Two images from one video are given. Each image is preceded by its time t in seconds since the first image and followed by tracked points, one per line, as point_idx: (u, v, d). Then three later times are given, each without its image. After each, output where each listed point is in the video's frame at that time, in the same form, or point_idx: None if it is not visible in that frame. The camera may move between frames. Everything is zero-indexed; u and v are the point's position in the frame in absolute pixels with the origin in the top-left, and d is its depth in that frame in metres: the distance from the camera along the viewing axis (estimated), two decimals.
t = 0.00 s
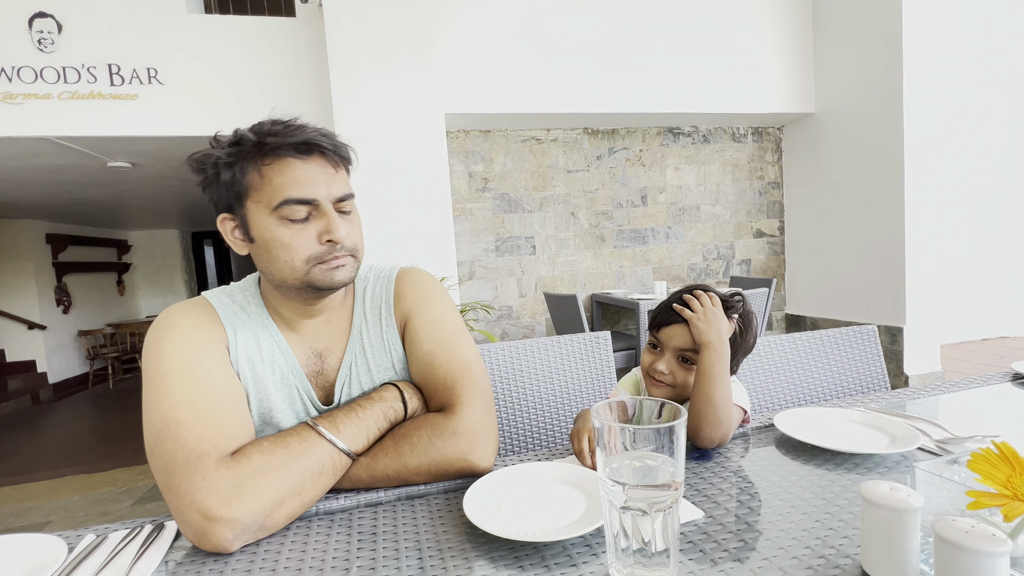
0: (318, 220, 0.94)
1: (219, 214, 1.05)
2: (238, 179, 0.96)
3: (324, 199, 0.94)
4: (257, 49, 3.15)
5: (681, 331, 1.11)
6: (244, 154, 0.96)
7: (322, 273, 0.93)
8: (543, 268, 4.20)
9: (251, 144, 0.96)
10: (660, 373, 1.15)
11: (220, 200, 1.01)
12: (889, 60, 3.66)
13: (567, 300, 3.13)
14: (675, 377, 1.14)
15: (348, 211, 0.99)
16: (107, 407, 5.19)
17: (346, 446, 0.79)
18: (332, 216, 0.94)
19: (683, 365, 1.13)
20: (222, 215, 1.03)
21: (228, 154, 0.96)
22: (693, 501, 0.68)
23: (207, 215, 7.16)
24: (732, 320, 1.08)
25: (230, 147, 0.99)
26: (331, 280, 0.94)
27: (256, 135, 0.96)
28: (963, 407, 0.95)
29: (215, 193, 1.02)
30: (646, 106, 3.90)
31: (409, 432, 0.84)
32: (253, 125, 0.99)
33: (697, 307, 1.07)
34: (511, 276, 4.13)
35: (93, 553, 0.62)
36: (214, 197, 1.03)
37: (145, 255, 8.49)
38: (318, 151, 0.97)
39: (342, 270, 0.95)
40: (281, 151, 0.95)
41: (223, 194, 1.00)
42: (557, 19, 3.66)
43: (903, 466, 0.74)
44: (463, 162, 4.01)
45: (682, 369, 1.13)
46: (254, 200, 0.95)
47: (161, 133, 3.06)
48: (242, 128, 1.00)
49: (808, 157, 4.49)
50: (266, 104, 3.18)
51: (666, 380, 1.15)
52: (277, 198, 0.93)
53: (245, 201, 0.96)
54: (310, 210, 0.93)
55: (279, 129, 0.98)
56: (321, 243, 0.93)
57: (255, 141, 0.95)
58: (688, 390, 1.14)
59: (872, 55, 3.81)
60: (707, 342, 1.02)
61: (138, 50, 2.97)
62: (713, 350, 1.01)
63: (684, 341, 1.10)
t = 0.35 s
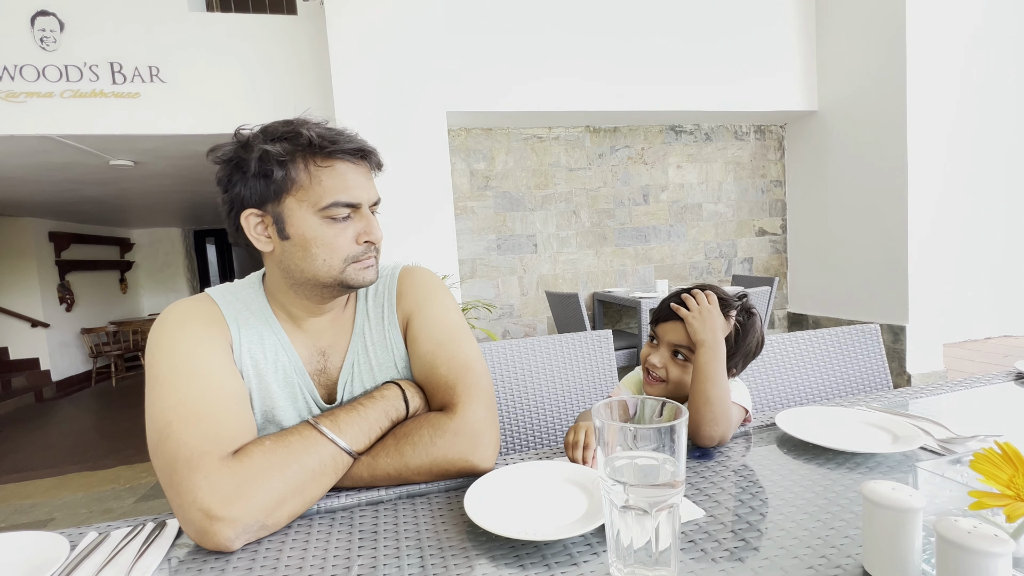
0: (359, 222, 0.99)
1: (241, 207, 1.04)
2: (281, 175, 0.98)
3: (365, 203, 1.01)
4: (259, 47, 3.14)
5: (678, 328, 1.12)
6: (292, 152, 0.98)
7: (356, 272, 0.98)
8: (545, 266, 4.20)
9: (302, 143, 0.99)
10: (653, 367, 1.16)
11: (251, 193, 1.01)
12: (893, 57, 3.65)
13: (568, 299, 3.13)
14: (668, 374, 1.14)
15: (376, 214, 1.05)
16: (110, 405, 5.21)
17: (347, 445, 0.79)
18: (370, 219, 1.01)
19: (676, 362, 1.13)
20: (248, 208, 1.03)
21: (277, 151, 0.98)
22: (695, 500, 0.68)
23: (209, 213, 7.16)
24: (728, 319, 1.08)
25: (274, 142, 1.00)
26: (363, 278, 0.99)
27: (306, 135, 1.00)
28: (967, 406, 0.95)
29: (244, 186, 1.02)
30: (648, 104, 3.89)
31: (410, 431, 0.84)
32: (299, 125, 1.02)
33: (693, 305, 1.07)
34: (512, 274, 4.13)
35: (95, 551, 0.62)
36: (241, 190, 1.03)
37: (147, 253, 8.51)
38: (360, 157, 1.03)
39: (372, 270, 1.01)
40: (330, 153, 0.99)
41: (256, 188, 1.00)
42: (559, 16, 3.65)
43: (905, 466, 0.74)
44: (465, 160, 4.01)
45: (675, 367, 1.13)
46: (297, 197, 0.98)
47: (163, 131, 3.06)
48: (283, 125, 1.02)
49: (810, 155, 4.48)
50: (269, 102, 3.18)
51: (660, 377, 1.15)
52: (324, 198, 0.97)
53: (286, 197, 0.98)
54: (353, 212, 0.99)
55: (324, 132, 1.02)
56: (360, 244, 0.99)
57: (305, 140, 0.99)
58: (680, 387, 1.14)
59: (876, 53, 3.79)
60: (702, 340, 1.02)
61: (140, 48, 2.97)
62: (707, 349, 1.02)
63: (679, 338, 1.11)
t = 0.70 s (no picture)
0: (370, 216, 1.00)
1: (254, 199, 1.05)
2: (297, 167, 0.99)
3: (378, 197, 1.02)
4: (263, 44, 3.15)
5: (681, 323, 1.12)
6: (308, 144, 0.99)
7: (367, 265, 0.99)
8: (548, 263, 4.20)
9: (319, 136, 1.00)
10: (654, 360, 1.16)
11: (266, 185, 1.02)
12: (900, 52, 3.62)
13: (572, 296, 3.13)
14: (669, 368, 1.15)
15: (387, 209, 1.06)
16: (116, 401, 5.24)
17: (353, 439, 0.80)
18: (382, 213, 1.02)
19: (678, 356, 1.14)
20: (261, 200, 1.03)
21: (293, 143, 0.99)
22: (698, 495, 0.68)
23: (214, 211, 7.19)
24: (733, 316, 1.08)
25: (290, 134, 1.01)
26: (373, 272, 1.00)
27: (323, 128, 1.01)
28: (972, 403, 0.94)
29: (258, 179, 1.03)
30: (652, 101, 3.88)
31: (416, 425, 0.84)
32: (315, 118, 1.03)
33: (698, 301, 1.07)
34: (516, 272, 4.13)
35: (105, 543, 0.63)
36: (255, 182, 1.04)
37: (152, 251, 8.55)
38: (374, 152, 1.04)
39: (382, 264, 1.02)
40: (346, 147, 1.01)
41: (271, 180, 1.01)
42: (563, 12, 3.63)
43: (911, 462, 0.74)
44: (469, 157, 4.01)
45: (676, 361, 1.13)
46: (312, 189, 0.98)
47: (167, 128, 3.06)
48: (299, 119, 1.03)
49: (816, 151, 4.45)
50: (273, 100, 3.18)
51: (661, 370, 1.15)
52: (338, 191, 0.98)
53: (300, 189, 0.99)
54: (365, 206, 1.00)
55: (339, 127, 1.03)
56: (371, 237, 1.00)
57: (322, 133, 1.00)
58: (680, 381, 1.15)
59: (882, 48, 3.77)
60: (704, 336, 1.03)
61: (145, 46, 2.98)
62: (710, 345, 1.02)
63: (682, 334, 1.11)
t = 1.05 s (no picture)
0: (372, 213, 1.00)
1: (257, 196, 1.05)
2: (298, 164, 0.99)
3: (379, 194, 1.02)
4: (266, 41, 3.14)
5: (682, 322, 1.11)
6: (310, 141, 1.00)
7: (368, 262, 0.99)
8: (552, 261, 4.20)
9: (320, 134, 1.01)
10: (656, 359, 1.15)
11: (268, 182, 1.02)
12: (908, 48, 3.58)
13: (576, 293, 3.13)
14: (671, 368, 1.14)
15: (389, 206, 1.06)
16: (123, 398, 5.28)
17: (356, 438, 0.80)
18: (383, 210, 1.01)
19: (680, 356, 1.13)
20: (264, 198, 1.03)
21: (295, 140, 0.99)
22: (702, 495, 0.68)
23: (219, 208, 7.22)
24: (735, 313, 1.07)
25: (292, 132, 1.01)
26: (375, 268, 1.00)
27: (326, 125, 1.01)
28: (980, 402, 0.93)
29: (261, 176, 1.03)
30: (657, 98, 3.86)
31: (418, 424, 0.85)
32: (317, 116, 1.03)
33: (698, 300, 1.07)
34: (520, 269, 4.13)
35: (110, 540, 0.63)
36: (258, 180, 1.04)
37: (158, 249, 8.59)
38: (376, 149, 1.04)
39: (383, 261, 1.02)
40: (348, 144, 1.01)
41: (274, 177, 1.01)
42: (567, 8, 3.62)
43: (917, 462, 0.74)
44: (473, 155, 4.01)
45: (678, 360, 1.13)
46: (313, 186, 0.99)
47: (172, 126, 3.07)
48: (301, 117, 1.03)
49: (822, 147, 4.42)
50: (277, 97, 3.19)
51: (663, 371, 1.14)
52: (339, 188, 0.98)
53: (302, 186, 0.99)
54: (366, 203, 1.00)
55: (343, 123, 1.03)
56: (373, 234, 1.00)
57: (324, 130, 1.01)
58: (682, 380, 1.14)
59: (889, 43, 3.74)
60: (706, 335, 1.02)
61: (151, 45, 2.99)
62: (712, 344, 1.01)
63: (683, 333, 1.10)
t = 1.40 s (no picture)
0: (375, 211, 1.00)
1: (261, 196, 1.06)
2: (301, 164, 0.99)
3: (381, 191, 1.02)
4: (271, 39, 3.15)
5: (692, 321, 1.11)
6: (313, 142, 1.00)
7: (372, 260, 1.00)
8: (556, 258, 4.20)
9: (323, 136, 1.01)
10: (666, 360, 1.16)
11: (271, 182, 1.03)
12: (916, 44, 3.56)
13: (580, 291, 3.13)
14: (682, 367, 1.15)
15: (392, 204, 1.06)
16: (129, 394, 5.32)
17: (362, 434, 0.80)
18: (386, 208, 1.02)
19: (691, 355, 1.13)
20: (267, 197, 1.04)
21: (297, 141, 1.00)
22: (706, 491, 0.68)
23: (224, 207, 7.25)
24: (745, 311, 1.07)
25: (295, 132, 1.02)
26: (379, 266, 1.01)
27: (326, 124, 1.02)
28: (984, 400, 0.93)
29: (264, 176, 1.04)
30: (661, 95, 3.85)
31: (424, 420, 0.85)
32: (319, 116, 1.03)
33: (709, 297, 1.07)
34: (524, 267, 4.13)
35: (120, 534, 0.64)
36: (261, 180, 1.04)
37: (164, 247, 8.64)
38: (378, 149, 1.05)
39: (387, 258, 1.02)
40: (349, 143, 1.01)
41: (276, 177, 1.02)
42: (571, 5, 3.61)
43: (921, 459, 0.74)
44: (477, 152, 4.01)
45: (689, 360, 1.13)
46: (316, 186, 0.99)
47: (178, 124, 3.08)
48: (304, 117, 1.04)
49: (827, 145, 4.40)
50: (281, 95, 3.19)
51: (673, 369, 1.15)
52: (342, 187, 0.98)
53: (305, 186, 1.00)
54: (370, 201, 1.00)
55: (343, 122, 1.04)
56: (377, 232, 1.00)
57: (325, 129, 1.01)
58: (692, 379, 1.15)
59: (896, 39, 3.71)
60: (716, 333, 1.02)
61: (156, 43, 2.99)
62: (722, 342, 1.01)
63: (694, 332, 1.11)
